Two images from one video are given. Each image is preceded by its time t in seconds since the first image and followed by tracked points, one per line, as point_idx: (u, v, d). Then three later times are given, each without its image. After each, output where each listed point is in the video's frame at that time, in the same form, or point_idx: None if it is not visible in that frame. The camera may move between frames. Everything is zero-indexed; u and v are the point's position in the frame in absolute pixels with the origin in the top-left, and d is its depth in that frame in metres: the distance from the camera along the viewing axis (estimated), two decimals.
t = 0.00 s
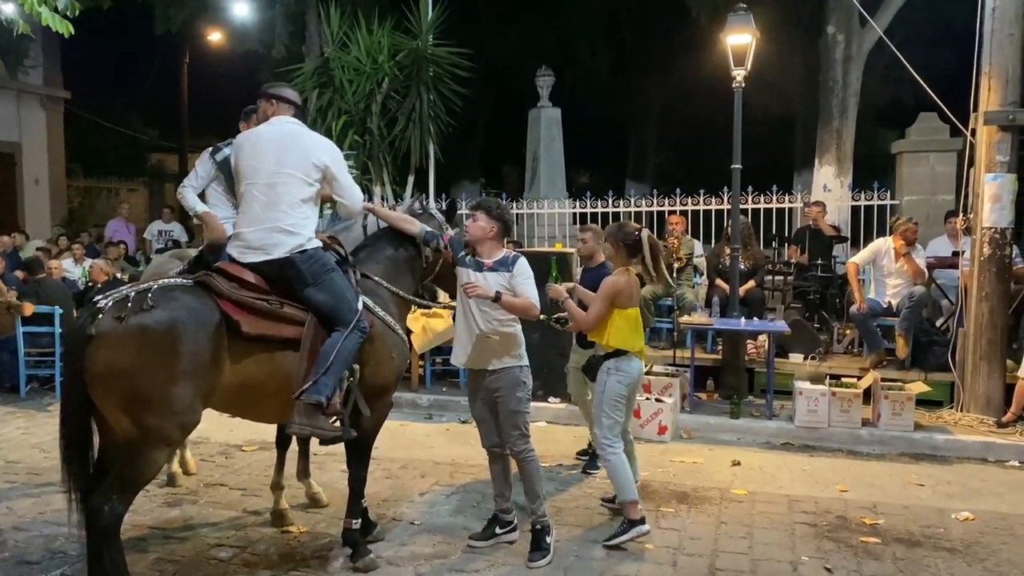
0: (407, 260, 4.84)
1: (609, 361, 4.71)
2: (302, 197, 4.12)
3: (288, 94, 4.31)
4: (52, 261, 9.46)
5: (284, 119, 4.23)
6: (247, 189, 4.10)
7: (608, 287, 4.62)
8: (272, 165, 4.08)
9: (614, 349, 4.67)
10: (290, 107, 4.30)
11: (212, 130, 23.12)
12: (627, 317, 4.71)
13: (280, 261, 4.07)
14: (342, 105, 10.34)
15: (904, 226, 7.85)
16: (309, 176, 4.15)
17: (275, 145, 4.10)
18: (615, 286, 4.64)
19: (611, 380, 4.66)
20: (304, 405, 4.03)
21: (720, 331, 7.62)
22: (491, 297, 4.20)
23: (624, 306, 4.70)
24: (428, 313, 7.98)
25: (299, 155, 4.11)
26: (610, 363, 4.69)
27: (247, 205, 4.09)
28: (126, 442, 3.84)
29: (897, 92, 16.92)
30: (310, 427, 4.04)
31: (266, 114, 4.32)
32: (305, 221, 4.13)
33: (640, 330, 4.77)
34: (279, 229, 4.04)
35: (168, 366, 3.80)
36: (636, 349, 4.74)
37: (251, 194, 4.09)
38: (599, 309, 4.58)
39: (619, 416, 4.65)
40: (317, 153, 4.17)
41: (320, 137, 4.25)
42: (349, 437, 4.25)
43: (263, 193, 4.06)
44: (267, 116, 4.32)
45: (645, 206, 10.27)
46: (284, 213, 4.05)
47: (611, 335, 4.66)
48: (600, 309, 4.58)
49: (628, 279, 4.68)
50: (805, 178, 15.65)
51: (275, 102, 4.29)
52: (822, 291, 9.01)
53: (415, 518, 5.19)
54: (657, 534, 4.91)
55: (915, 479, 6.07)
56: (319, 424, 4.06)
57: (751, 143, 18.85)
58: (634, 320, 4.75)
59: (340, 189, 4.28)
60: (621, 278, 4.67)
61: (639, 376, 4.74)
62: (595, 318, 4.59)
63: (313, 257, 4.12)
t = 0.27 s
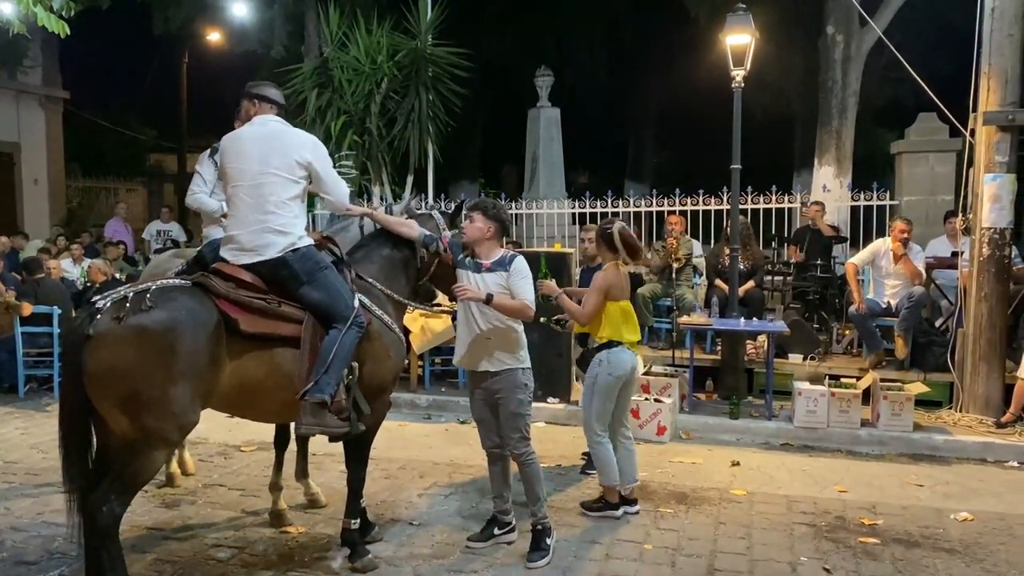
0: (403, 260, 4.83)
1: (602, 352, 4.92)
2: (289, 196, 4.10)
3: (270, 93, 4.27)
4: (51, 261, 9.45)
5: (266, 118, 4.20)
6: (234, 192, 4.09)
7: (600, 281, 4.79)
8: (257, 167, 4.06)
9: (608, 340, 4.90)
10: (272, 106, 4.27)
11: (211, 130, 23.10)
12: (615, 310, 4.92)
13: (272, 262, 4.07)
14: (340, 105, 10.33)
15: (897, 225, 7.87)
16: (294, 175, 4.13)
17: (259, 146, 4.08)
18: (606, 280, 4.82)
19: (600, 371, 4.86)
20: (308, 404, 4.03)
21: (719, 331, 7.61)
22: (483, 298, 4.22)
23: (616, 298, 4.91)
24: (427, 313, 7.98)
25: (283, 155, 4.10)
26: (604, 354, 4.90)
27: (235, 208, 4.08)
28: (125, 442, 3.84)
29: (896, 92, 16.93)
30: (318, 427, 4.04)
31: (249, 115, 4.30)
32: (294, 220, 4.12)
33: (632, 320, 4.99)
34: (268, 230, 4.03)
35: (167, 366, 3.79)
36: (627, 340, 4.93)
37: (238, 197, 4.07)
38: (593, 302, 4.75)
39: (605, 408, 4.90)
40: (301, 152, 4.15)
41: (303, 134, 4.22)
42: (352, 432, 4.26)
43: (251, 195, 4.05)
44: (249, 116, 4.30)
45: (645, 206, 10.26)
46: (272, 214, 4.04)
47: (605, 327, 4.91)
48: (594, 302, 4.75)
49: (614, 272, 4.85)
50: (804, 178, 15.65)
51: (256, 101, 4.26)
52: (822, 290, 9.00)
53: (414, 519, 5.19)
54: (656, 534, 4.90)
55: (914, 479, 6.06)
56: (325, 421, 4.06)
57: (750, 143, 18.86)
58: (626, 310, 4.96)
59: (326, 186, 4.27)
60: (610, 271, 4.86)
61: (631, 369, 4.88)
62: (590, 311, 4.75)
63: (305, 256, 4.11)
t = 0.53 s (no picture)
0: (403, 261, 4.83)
1: (594, 354, 4.99)
2: (292, 193, 4.14)
3: (270, 89, 4.28)
4: (52, 260, 9.46)
5: (267, 114, 4.21)
6: (237, 188, 4.08)
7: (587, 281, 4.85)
8: (262, 162, 4.07)
9: (600, 342, 4.96)
10: (271, 104, 4.27)
11: (212, 130, 23.11)
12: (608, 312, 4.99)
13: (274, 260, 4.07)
14: (341, 105, 10.33)
15: (895, 226, 7.87)
16: (297, 172, 4.18)
17: (263, 142, 4.10)
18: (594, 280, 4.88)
19: (594, 372, 4.93)
20: (302, 398, 4.03)
21: (719, 331, 7.61)
22: (488, 299, 4.20)
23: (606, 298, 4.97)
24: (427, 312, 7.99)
25: (288, 152, 4.13)
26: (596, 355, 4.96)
27: (238, 203, 4.07)
28: (124, 442, 3.84)
29: (897, 92, 16.92)
30: (308, 420, 4.02)
31: (246, 111, 4.27)
32: (297, 216, 4.16)
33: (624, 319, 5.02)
34: (273, 226, 4.04)
35: (166, 367, 3.80)
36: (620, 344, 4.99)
37: (241, 192, 4.07)
38: (581, 302, 4.84)
39: (602, 410, 4.94)
40: (304, 149, 4.21)
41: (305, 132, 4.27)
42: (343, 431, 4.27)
43: (255, 191, 4.05)
44: (247, 112, 4.28)
45: (645, 205, 10.26)
46: (277, 210, 4.06)
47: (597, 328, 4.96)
48: (582, 301, 4.84)
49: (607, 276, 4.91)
50: (805, 178, 15.64)
51: (256, 97, 4.25)
52: (822, 290, 8.99)
53: (414, 518, 5.19)
54: (656, 534, 4.90)
55: (914, 479, 6.06)
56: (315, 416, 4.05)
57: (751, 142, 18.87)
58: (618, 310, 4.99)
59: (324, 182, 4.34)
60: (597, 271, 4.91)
61: (624, 368, 4.98)
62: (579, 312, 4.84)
63: (306, 254, 4.13)
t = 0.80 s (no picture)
0: (404, 256, 4.84)
1: (592, 349, 5.05)
2: (287, 191, 4.14)
3: (266, 87, 4.26)
4: (54, 260, 9.47)
5: (262, 113, 4.20)
6: (233, 189, 4.10)
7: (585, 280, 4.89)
8: (257, 162, 4.08)
9: (598, 337, 5.02)
10: (267, 102, 4.25)
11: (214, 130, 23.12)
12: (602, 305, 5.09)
13: (271, 260, 4.07)
14: (343, 105, 10.33)
15: (895, 226, 7.85)
16: (294, 171, 4.18)
17: (258, 142, 4.10)
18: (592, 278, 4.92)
19: (593, 367, 4.99)
20: (309, 405, 4.04)
21: (721, 331, 7.60)
22: (495, 300, 4.20)
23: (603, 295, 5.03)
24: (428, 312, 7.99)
25: (283, 151, 4.12)
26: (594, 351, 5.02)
27: (233, 204, 4.09)
28: (126, 441, 3.85)
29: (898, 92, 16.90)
30: (317, 426, 4.06)
31: (241, 110, 4.27)
32: (294, 215, 4.16)
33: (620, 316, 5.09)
34: (269, 225, 4.05)
35: (167, 367, 3.81)
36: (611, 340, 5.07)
37: (237, 194, 4.08)
38: (580, 299, 4.85)
39: (602, 404, 4.97)
40: (300, 147, 4.19)
41: (301, 129, 4.25)
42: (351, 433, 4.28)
43: (250, 191, 4.05)
44: (243, 111, 4.27)
45: (647, 205, 10.25)
46: (273, 210, 4.07)
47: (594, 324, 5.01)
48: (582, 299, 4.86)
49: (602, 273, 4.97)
50: (806, 177, 15.62)
51: (252, 96, 4.24)
52: (824, 290, 8.96)
53: (415, 518, 5.19)
54: (657, 534, 4.91)
55: (915, 479, 6.06)
56: (325, 421, 4.08)
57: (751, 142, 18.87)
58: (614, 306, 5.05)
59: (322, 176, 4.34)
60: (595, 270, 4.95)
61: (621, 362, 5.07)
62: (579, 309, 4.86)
63: (306, 255, 4.12)
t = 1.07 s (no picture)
0: (403, 245, 4.84)
1: (592, 344, 5.21)
2: (281, 187, 4.14)
3: (256, 80, 4.20)
4: (57, 258, 9.49)
5: (251, 108, 4.15)
6: (226, 189, 4.10)
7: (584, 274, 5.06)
8: (250, 163, 4.06)
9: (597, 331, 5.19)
10: (258, 97, 4.20)
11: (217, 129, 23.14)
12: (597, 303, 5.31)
13: (267, 257, 4.09)
14: (346, 104, 10.33)
15: (896, 227, 7.83)
16: (287, 168, 4.17)
17: (247, 140, 4.07)
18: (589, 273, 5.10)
19: (596, 360, 5.20)
20: (310, 401, 4.06)
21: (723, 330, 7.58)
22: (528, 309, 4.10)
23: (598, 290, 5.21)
24: (431, 311, 7.98)
25: (273, 148, 4.09)
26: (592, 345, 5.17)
27: (228, 204, 4.10)
28: (129, 439, 3.85)
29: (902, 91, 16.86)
30: (323, 423, 4.06)
31: (233, 105, 4.24)
32: (288, 210, 4.17)
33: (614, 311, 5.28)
34: (263, 224, 4.07)
35: (170, 365, 3.81)
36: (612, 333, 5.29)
37: (230, 193, 4.09)
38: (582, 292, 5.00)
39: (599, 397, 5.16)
40: (291, 142, 4.16)
41: (291, 122, 4.21)
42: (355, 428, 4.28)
43: (242, 190, 4.06)
44: (234, 107, 4.23)
45: (650, 204, 10.23)
46: (266, 208, 4.07)
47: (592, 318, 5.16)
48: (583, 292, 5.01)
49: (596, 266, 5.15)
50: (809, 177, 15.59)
51: (241, 91, 4.20)
52: (827, 289, 8.96)
53: (418, 516, 5.20)
54: (659, 533, 4.91)
55: (918, 479, 6.05)
56: (326, 416, 4.07)
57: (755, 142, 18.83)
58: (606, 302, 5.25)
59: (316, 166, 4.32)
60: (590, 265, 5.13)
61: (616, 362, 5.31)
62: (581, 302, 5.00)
63: (303, 251, 4.14)
